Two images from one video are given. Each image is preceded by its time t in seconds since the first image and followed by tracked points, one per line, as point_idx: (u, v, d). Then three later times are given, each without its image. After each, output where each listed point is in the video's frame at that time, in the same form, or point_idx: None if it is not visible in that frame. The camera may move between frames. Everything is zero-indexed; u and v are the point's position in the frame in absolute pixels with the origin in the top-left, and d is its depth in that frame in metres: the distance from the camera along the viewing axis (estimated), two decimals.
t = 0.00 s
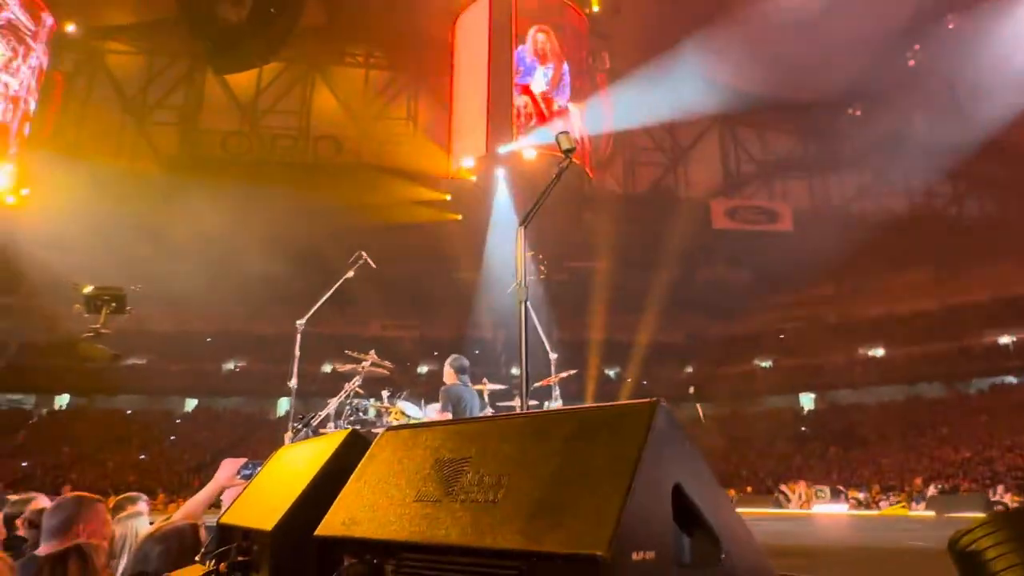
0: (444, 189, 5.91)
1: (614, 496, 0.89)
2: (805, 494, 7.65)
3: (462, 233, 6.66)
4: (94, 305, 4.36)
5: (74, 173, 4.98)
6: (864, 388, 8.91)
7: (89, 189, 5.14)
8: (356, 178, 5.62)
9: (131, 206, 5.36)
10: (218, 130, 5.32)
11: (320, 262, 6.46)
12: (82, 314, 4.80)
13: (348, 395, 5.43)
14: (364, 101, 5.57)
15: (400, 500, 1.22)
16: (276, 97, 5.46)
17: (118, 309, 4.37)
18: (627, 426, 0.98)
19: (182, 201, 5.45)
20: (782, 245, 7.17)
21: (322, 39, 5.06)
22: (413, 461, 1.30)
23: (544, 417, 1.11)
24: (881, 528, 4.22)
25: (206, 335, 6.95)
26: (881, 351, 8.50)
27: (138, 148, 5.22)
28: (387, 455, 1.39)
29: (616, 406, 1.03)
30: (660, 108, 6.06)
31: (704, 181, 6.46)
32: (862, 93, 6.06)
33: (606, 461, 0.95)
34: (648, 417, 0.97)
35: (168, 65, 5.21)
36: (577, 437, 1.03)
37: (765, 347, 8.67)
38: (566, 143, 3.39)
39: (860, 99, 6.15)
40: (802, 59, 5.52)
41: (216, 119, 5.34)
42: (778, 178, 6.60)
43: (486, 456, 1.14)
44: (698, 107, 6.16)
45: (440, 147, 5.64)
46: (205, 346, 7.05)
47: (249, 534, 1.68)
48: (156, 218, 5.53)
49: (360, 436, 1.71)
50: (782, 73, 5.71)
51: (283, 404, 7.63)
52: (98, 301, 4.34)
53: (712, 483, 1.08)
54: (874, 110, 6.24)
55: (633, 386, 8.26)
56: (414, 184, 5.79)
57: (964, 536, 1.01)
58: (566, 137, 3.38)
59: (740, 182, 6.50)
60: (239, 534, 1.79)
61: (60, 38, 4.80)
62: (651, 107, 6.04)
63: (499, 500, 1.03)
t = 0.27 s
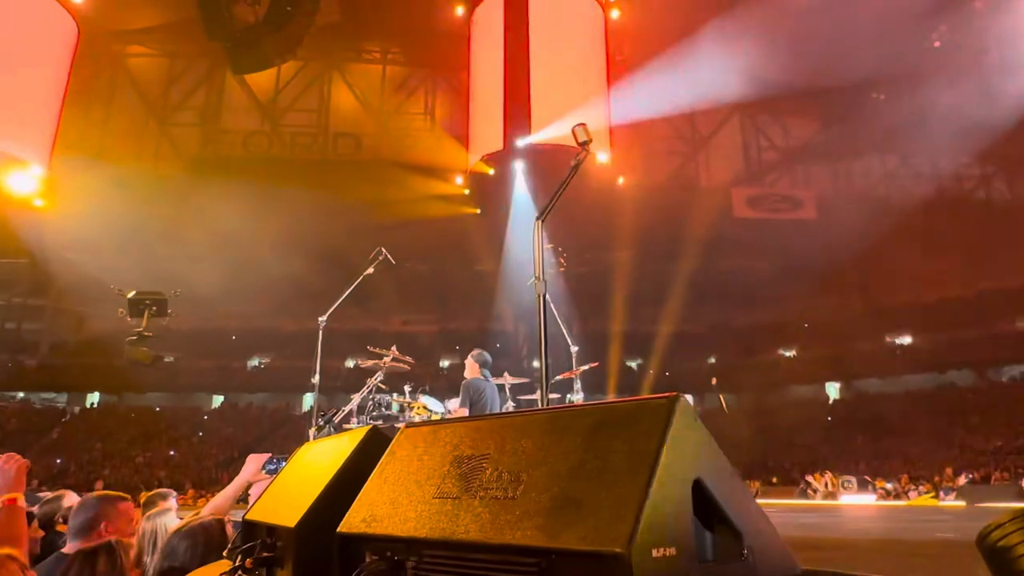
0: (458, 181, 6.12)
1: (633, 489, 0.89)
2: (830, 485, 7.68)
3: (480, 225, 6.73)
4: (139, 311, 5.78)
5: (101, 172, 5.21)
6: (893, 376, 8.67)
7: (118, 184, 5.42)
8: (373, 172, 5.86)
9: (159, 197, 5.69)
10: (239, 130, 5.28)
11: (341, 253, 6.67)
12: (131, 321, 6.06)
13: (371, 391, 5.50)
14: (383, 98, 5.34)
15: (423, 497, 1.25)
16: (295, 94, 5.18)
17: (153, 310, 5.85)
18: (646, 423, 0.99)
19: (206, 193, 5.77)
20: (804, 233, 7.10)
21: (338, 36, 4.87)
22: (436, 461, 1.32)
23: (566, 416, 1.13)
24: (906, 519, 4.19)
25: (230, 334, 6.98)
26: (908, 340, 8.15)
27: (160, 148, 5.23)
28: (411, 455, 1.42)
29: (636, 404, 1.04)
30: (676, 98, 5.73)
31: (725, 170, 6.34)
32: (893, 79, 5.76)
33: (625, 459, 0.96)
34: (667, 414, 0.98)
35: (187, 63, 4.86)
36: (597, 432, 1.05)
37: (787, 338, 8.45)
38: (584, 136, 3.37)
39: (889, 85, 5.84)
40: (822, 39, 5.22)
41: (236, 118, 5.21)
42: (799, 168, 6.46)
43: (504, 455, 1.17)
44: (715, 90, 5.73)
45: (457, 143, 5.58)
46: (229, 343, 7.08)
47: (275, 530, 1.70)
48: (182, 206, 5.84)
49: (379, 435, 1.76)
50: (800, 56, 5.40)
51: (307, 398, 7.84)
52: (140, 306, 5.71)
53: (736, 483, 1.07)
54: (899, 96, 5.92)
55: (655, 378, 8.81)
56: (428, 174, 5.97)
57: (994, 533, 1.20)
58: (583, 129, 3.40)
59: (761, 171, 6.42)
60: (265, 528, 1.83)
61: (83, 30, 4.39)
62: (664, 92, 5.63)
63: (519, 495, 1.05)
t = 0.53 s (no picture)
0: (469, 180, 5.91)
1: (643, 491, 0.87)
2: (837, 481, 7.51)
3: (488, 225, 6.63)
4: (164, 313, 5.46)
5: (108, 178, 5.22)
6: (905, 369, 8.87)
7: (123, 193, 5.38)
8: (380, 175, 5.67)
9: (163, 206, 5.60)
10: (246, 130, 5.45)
11: (347, 250, 6.49)
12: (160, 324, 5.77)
13: (381, 389, 5.51)
14: (387, 98, 5.47)
15: (430, 498, 1.22)
16: (304, 94, 5.43)
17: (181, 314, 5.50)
18: (655, 423, 0.97)
19: (209, 198, 5.64)
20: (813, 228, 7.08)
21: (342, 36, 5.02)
22: (444, 459, 1.31)
23: (574, 414, 1.10)
24: (918, 516, 4.15)
25: (244, 334, 7.12)
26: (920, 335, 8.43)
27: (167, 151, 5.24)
28: (419, 453, 1.40)
29: (646, 402, 1.02)
30: (687, 94, 5.93)
31: (732, 165, 6.37)
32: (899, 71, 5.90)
33: (634, 458, 0.93)
34: (676, 412, 0.96)
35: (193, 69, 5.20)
36: (605, 431, 1.02)
37: (799, 331, 8.77)
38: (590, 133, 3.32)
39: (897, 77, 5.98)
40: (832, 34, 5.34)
41: (244, 119, 5.44)
42: (807, 162, 6.53)
43: (513, 453, 1.14)
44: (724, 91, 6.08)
45: (465, 139, 5.63)
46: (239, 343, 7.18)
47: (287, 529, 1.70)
48: (186, 216, 5.77)
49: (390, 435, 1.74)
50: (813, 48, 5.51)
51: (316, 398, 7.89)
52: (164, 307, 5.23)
53: (746, 480, 1.07)
54: (910, 88, 6.04)
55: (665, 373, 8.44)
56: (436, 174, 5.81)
57: (1004, 531, 0.98)
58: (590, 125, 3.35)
59: (769, 165, 6.39)
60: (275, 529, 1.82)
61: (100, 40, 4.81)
62: (676, 88, 5.84)
63: (528, 495, 1.03)
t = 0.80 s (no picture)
0: (464, 177, 5.80)
1: (638, 496, 0.89)
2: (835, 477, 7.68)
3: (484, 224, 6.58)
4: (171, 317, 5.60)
5: (105, 181, 5.16)
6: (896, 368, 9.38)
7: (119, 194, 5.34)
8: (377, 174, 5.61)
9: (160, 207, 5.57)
10: (244, 129, 5.30)
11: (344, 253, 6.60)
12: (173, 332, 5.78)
13: (377, 390, 5.49)
14: (383, 94, 5.33)
15: (430, 506, 1.25)
16: (297, 92, 5.29)
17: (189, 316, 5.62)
18: (649, 430, 0.98)
19: (203, 199, 5.64)
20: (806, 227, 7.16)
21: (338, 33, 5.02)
22: (442, 469, 1.33)
23: (569, 423, 1.13)
24: (910, 514, 4.20)
25: (240, 333, 7.30)
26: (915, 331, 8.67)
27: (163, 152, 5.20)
28: (418, 461, 1.43)
29: (638, 410, 1.04)
30: (682, 93, 5.75)
31: (729, 162, 6.19)
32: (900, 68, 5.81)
33: (629, 465, 0.96)
34: (668, 418, 0.97)
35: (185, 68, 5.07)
36: (598, 440, 1.05)
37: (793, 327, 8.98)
38: (585, 135, 3.30)
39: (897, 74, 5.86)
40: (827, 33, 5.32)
41: (238, 119, 5.28)
42: (805, 159, 6.35)
43: (510, 463, 1.17)
44: (725, 85, 5.78)
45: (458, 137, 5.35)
46: (235, 343, 7.39)
47: (283, 535, 1.70)
48: (183, 216, 5.75)
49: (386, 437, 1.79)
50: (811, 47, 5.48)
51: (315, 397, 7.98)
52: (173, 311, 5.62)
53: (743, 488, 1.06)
54: (908, 84, 5.93)
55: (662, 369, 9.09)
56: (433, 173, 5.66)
57: (999, 540, 1.17)
58: (585, 127, 3.33)
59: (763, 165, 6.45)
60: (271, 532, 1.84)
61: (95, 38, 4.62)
62: (670, 89, 5.63)
63: (525, 502, 1.05)
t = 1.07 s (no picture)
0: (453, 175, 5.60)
1: (627, 512, 0.86)
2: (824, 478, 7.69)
3: (475, 220, 6.49)
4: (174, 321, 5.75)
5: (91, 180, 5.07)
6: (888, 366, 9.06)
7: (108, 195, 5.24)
8: (368, 177, 5.40)
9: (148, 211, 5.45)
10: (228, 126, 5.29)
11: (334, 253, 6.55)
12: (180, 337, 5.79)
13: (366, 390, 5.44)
14: (371, 92, 5.42)
15: (415, 518, 1.20)
16: (288, 91, 5.42)
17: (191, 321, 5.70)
18: (639, 444, 0.95)
19: (183, 197, 5.40)
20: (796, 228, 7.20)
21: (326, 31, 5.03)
22: (426, 478, 1.28)
23: (559, 432, 1.10)
24: (897, 516, 4.22)
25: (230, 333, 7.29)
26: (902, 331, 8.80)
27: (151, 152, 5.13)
28: (404, 469, 1.38)
29: (629, 422, 1.00)
30: (669, 95, 5.95)
31: (718, 162, 6.27)
32: (884, 71, 5.94)
33: (620, 479, 0.92)
34: (660, 433, 0.94)
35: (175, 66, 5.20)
36: (591, 452, 1.01)
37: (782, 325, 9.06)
38: (575, 137, 3.22)
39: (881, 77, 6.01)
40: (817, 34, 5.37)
41: (228, 115, 5.34)
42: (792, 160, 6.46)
43: (497, 473, 1.13)
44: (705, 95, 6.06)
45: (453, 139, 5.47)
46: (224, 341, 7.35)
47: (268, 543, 1.66)
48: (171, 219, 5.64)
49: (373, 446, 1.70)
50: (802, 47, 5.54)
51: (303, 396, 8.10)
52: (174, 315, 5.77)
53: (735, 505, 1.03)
54: (894, 83, 5.98)
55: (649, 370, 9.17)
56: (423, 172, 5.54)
57: (987, 556, 1.16)
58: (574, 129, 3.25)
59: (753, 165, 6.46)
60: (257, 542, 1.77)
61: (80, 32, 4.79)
62: (658, 93, 5.88)
63: (513, 515, 1.01)
